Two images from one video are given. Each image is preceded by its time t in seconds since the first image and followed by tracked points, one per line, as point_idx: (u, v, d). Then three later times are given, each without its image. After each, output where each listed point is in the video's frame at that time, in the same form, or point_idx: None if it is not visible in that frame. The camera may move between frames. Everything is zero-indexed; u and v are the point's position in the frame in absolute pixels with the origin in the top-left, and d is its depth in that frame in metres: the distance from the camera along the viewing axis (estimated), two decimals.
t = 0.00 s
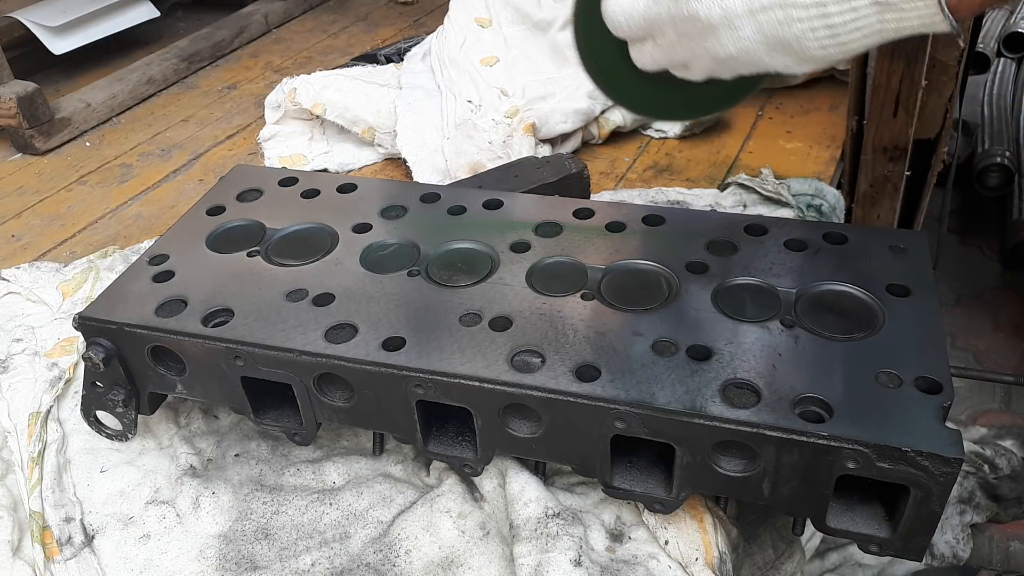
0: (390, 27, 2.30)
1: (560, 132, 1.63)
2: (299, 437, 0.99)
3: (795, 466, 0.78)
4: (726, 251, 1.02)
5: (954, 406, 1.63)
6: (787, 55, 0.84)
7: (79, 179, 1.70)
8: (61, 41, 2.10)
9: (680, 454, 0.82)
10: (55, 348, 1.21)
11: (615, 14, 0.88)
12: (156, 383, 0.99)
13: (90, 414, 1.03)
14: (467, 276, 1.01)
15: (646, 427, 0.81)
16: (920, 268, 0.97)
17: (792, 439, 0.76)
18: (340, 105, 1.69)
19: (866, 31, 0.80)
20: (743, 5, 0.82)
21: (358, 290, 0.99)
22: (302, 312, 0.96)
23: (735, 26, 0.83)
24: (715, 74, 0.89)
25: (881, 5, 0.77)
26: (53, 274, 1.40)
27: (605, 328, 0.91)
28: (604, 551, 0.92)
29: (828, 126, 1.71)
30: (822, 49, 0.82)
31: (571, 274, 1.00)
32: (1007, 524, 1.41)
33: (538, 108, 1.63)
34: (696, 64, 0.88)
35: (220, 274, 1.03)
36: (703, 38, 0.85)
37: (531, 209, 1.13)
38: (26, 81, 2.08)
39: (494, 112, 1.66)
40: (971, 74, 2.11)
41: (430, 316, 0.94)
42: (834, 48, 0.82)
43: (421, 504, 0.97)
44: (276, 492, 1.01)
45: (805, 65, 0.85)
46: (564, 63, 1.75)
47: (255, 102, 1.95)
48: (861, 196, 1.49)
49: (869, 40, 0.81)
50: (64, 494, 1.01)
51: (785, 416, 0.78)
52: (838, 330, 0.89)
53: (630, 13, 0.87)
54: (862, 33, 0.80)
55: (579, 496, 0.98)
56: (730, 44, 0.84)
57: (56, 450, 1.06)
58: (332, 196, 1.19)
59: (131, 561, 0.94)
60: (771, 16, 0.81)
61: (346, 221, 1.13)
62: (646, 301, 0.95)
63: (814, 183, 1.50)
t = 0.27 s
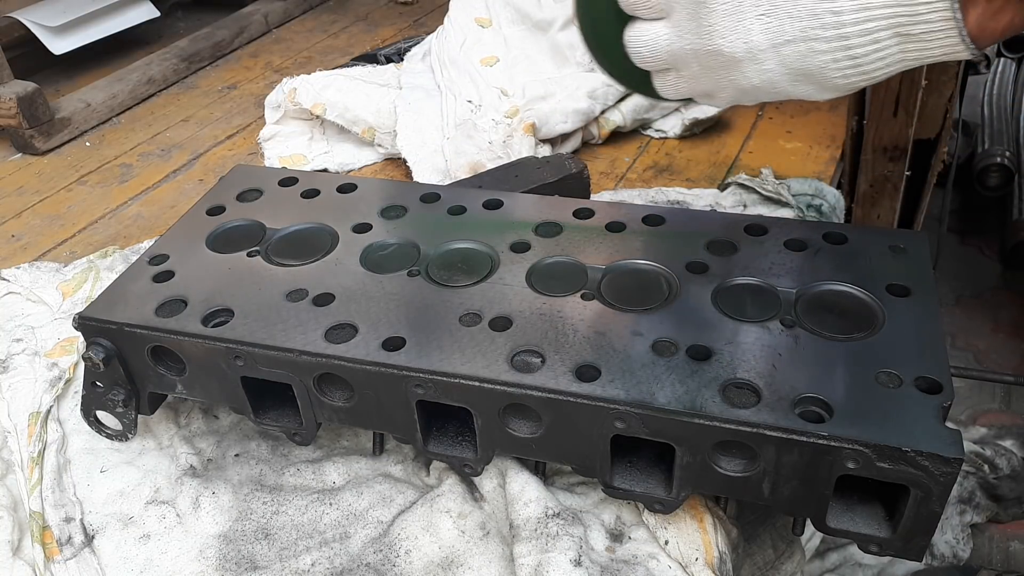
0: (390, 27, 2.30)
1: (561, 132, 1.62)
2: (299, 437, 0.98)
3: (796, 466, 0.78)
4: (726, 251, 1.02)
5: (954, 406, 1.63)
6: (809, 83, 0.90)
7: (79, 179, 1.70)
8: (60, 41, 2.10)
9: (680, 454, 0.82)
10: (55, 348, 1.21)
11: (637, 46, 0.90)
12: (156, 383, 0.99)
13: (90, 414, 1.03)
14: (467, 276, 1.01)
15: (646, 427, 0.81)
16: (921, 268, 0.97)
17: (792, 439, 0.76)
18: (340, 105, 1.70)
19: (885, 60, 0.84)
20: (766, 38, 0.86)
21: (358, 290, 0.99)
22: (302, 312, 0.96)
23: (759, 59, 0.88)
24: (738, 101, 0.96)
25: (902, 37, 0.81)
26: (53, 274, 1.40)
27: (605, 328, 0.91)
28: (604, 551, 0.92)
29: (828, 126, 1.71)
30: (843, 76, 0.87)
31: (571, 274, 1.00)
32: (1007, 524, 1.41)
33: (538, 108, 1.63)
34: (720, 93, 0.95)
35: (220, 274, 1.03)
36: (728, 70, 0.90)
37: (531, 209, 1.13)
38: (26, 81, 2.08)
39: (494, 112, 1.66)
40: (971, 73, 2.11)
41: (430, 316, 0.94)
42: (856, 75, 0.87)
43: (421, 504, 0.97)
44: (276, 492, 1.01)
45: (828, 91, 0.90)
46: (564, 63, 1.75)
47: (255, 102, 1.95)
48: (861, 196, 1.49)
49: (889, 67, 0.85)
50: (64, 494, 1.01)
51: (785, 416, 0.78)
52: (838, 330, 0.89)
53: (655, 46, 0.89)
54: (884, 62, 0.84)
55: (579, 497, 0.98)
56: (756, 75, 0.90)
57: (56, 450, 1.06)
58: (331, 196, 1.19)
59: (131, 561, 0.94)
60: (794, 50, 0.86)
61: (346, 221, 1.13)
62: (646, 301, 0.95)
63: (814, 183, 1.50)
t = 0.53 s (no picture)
0: (390, 27, 2.30)
1: (561, 132, 1.63)
2: (299, 437, 0.98)
3: (796, 466, 0.78)
4: (726, 251, 1.02)
5: (954, 406, 1.63)
6: (817, 71, 0.98)
7: (79, 179, 1.70)
8: (60, 41, 2.10)
9: (680, 454, 0.82)
10: (55, 348, 1.21)
11: (645, 26, 1.03)
12: (156, 383, 0.99)
13: (90, 414, 1.03)
14: (467, 276, 1.01)
15: (646, 427, 0.81)
16: (921, 268, 0.97)
17: (792, 440, 0.76)
18: (340, 105, 1.70)
19: (894, 47, 0.91)
20: (777, 22, 0.95)
21: (358, 290, 0.99)
22: (302, 312, 0.96)
23: (767, 41, 0.97)
24: (741, 86, 1.06)
25: (912, 22, 0.88)
26: (53, 274, 1.40)
27: (605, 328, 0.91)
28: (604, 551, 0.92)
29: (829, 126, 1.70)
30: (853, 64, 0.94)
31: (571, 274, 1.00)
32: (1007, 524, 1.41)
33: (538, 108, 1.63)
34: (724, 78, 1.06)
35: (220, 275, 1.03)
36: (735, 52, 1.01)
37: (531, 209, 1.13)
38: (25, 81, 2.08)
39: (495, 111, 1.66)
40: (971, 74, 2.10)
41: (430, 316, 0.94)
42: (863, 59, 0.94)
43: (421, 504, 0.97)
44: (276, 492, 1.01)
45: (835, 80, 0.98)
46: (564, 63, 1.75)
47: (255, 102, 1.95)
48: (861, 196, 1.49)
49: (900, 53, 0.91)
50: (64, 494, 1.01)
51: (785, 416, 0.78)
52: (839, 330, 0.89)
53: (660, 25, 1.02)
54: (892, 50, 0.91)
55: (579, 497, 0.98)
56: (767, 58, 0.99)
57: (56, 450, 1.06)
58: (331, 196, 1.19)
59: (131, 561, 0.94)
60: (803, 32, 0.94)
61: (346, 221, 1.13)
62: (646, 301, 0.95)
63: (814, 183, 1.50)
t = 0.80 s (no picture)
0: (390, 27, 2.30)
1: (561, 132, 1.62)
2: (299, 437, 0.98)
3: (795, 466, 0.78)
4: (726, 251, 1.02)
5: (954, 406, 1.63)
6: (828, 70, 0.86)
7: (79, 179, 1.70)
8: (61, 41, 2.10)
9: (680, 454, 0.82)
10: (55, 348, 1.21)
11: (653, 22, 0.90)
12: (156, 383, 0.99)
13: (90, 414, 1.03)
14: (467, 276, 1.01)
15: (646, 427, 0.81)
16: (921, 268, 0.97)
17: (792, 439, 0.76)
18: (340, 105, 1.70)
19: (909, 48, 0.81)
20: (788, 16, 0.84)
21: (358, 290, 0.99)
22: (302, 312, 0.95)
23: (778, 38, 0.85)
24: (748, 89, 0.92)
25: (930, 20, 0.78)
26: (53, 274, 1.40)
27: (605, 329, 0.91)
28: (604, 551, 0.92)
29: (829, 126, 1.71)
30: (865, 64, 0.83)
31: (571, 274, 1.00)
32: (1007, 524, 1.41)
33: (538, 108, 1.63)
34: (730, 80, 0.92)
35: (220, 275, 1.03)
36: (745, 49, 0.87)
37: (531, 209, 1.13)
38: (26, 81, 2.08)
39: (495, 111, 1.66)
40: (971, 74, 2.10)
41: (430, 316, 0.94)
42: (877, 63, 0.83)
43: (421, 504, 0.97)
44: (276, 492, 1.01)
45: (847, 80, 0.86)
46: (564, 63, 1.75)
47: (255, 102, 1.95)
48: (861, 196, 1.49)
49: (912, 56, 0.82)
50: (64, 494, 1.01)
51: (785, 416, 0.78)
52: (839, 330, 0.89)
53: (669, 20, 0.90)
54: (905, 51, 0.81)
55: (579, 496, 0.98)
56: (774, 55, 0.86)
57: (56, 450, 1.06)
58: (331, 196, 1.19)
59: (131, 561, 0.94)
60: (816, 29, 0.83)
61: (346, 220, 1.13)
62: (646, 301, 0.95)
63: (814, 183, 1.50)
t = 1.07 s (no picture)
0: (390, 27, 2.30)
1: (561, 132, 1.62)
2: (299, 437, 0.98)
3: (795, 466, 0.78)
4: (726, 251, 1.02)
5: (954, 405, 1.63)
6: (837, 93, 0.82)
7: (79, 179, 1.70)
8: (60, 41, 2.10)
9: (680, 454, 0.82)
10: (55, 348, 1.21)
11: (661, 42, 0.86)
12: (156, 383, 0.99)
13: (90, 414, 1.03)
14: (467, 276, 1.01)
15: (646, 427, 0.81)
16: (921, 268, 0.97)
17: (792, 439, 0.76)
18: (340, 105, 1.70)
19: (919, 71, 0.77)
20: (796, 39, 0.78)
21: (358, 290, 0.99)
22: (302, 312, 0.95)
23: (788, 62, 0.80)
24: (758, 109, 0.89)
25: (940, 44, 0.74)
26: (53, 274, 1.40)
27: (605, 329, 0.91)
28: (604, 551, 0.92)
29: (829, 126, 1.71)
30: (874, 87, 0.80)
31: (571, 274, 1.00)
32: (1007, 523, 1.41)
33: (538, 108, 1.63)
34: (738, 100, 0.88)
35: (220, 275, 1.03)
36: (755, 72, 0.83)
37: (531, 209, 1.13)
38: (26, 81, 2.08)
39: (495, 112, 1.66)
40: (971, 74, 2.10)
41: (430, 316, 0.94)
42: (886, 86, 0.79)
43: (421, 504, 0.97)
44: (276, 492, 1.01)
45: (856, 102, 0.83)
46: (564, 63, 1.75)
47: (255, 102, 1.95)
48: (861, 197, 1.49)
49: (920, 79, 0.78)
50: (64, 494, 1.01)
51: (785, 416, 0.78)
52: (839, 330, 0.89)
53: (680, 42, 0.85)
54: (915, 73, 0.77)
55: (579, 496, 0.98)
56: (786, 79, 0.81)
57: (56, 450, 1.06)
58: (332, 196, 1.19)
59: (131, 561, 0.94)
60: (826, 54, 0.78)
61: (346, 220, 1.13)
62: (646, 301, 0.95)
63: (814, 183, 1.50)
